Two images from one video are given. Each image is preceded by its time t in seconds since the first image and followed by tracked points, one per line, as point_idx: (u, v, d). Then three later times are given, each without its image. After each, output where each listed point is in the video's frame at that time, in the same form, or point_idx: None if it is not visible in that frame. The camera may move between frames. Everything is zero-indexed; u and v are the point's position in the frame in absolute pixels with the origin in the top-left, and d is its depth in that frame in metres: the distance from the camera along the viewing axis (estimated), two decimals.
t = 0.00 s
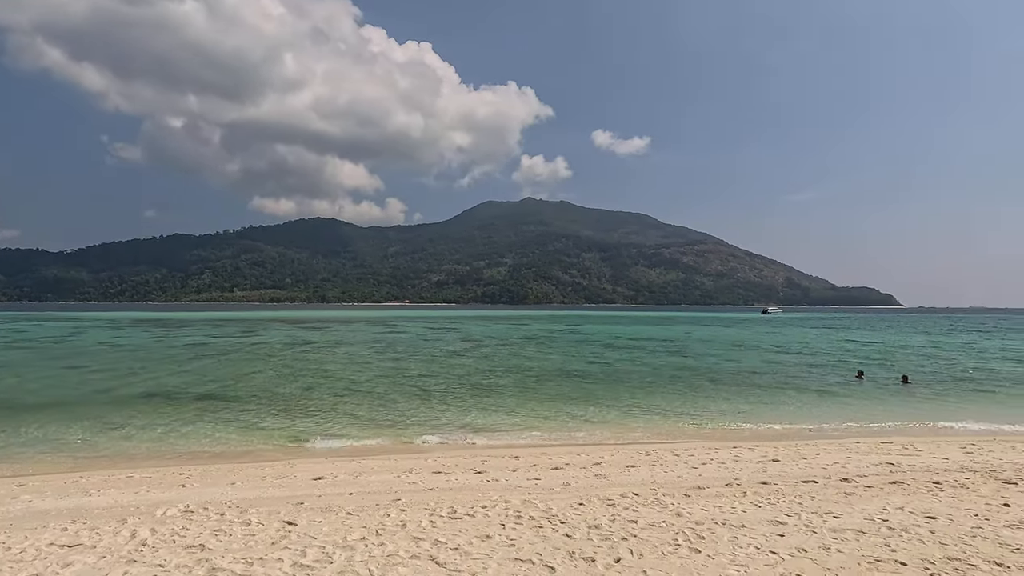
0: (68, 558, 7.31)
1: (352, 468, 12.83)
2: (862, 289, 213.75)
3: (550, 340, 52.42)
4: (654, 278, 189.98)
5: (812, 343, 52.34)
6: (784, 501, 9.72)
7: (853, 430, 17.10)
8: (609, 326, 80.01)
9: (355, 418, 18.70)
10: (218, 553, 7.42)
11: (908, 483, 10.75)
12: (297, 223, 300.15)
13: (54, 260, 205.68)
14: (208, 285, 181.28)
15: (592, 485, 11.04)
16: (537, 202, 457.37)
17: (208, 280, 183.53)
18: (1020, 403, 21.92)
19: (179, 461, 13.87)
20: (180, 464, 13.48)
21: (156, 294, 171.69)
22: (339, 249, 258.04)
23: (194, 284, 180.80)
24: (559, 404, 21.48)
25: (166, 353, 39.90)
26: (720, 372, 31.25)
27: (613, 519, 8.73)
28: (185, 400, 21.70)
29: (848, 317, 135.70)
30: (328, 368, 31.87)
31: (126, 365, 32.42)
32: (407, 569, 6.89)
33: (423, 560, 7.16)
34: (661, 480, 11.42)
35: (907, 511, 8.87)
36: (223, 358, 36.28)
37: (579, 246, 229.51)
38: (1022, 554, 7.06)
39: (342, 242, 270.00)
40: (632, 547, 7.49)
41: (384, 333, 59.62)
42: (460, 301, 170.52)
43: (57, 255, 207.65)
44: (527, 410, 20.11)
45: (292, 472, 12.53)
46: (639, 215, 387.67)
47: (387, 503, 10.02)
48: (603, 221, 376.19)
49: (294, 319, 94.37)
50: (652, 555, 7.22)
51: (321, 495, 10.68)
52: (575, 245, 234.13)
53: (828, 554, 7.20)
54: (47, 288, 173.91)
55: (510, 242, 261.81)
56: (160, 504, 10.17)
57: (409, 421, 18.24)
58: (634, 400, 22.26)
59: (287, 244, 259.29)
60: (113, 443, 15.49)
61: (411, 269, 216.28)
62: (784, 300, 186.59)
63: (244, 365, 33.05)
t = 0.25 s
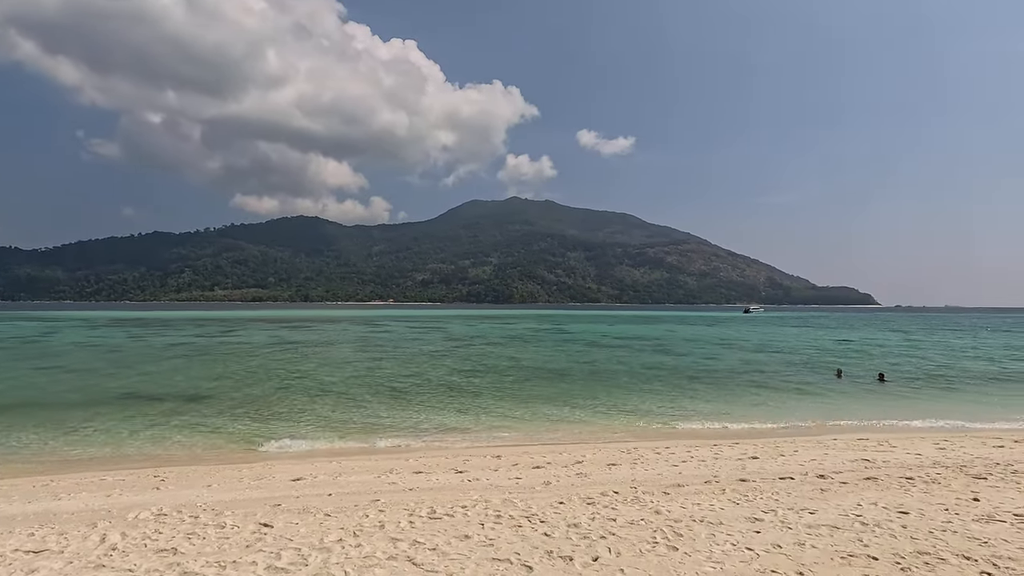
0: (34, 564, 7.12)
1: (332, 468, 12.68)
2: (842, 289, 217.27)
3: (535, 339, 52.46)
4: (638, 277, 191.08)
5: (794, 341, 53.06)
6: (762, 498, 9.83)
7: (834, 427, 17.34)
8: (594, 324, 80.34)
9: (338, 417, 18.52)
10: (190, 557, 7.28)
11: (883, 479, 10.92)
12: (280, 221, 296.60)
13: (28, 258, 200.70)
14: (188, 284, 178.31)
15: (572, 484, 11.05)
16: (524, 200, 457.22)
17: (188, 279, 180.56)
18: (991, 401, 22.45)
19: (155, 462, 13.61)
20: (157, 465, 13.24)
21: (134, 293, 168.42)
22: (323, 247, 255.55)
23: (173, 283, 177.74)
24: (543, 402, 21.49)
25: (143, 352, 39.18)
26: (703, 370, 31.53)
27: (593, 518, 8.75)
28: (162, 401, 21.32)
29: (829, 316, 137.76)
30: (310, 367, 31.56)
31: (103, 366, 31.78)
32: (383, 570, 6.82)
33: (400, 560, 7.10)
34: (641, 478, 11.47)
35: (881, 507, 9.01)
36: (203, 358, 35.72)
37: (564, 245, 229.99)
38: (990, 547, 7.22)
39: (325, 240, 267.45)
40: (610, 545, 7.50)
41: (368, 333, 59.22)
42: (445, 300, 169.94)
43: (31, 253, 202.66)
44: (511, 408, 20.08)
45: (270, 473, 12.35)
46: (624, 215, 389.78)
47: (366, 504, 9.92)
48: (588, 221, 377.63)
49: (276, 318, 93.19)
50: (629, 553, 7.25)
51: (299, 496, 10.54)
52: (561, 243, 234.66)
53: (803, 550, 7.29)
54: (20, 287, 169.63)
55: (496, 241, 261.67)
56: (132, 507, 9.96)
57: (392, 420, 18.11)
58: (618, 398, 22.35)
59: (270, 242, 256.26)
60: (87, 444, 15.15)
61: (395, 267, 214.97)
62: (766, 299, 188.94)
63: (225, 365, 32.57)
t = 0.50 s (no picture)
0: None
1: (312, 469, 12.52)
2: (822, 288, 220.82)
3: (520, 338, 52.50)
4: (623, 276, 192.22)
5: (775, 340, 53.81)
6: (740, 495, 9.91)
7: (813, 424, 17.60)
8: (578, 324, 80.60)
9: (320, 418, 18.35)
10: (162, 562, 7.13)
11: (858, 475, 11.09)
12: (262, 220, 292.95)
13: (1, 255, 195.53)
14: (169, 282, 175.26)
15: (553, 483, 11.05)
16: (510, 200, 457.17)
17: (168, 277, 177.49)
18: (965, 398, 22.97)
19: (131, 464, 13.34)
20: (132, 468, 12.97)
21: (112, 292, 165.06)
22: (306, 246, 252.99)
23: (153, 282, 174.56)
24: (526, 401, 21.50)
25: (121, 353, 38.43)
26: (685, 369, 31.82)
27: (572, 517, 8.76)
28: (139, 402, 20.91)
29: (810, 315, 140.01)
30: (292, 367, 31.22)
31: (78, 366, 31.10)
32: (359, 573, 6.74)
33: (377, 562, 7.02)
34: (622, 476, 11.51)
35: (856, 503, 9.14)
36: (182, 358, 35.14)
37: (549, 245, 230.50)
38: (959, 542, 7.36)
39: (309, 239, 264.81)
40: (589, 544, 7.50)
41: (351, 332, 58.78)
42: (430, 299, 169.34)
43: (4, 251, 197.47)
44: (494, 408, 20.05)
45: (248, 475, 12.16)
46: (609, 215, 391.87)
47: (345, 505, 9.81)
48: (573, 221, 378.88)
49: (258, 317, 91.95)
50: (607, 551, 7.26)
51: (276, 498, 10.38)
52: (547, 243, 235.01)
53: (778, 546, 7.36)
54: None
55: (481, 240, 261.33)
56: (104, 511, 9.73)
57: (375, 420, 18.01)
58: (602, 396, 22.44)
59: (252, 240, 253.02)
60: (60, 447, 14.80)
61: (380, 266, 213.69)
62: (749, 299, 191.31)
63: (205, 365, 32.08)
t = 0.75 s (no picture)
0: None
1: (291, 471, 12.37)
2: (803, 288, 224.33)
3: (504, 338, 52.52)
4: (608, 276, 193.24)
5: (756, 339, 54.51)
6: (719, 493, 10.01)
7: (792, 422, 17.85)
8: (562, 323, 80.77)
9: (301, 418, 18.16)
10: (132, 568, 6.97)
11: (835, 472, 11.25)
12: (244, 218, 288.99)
13: None
14: (148, 281, 172.08)
15: (534, 483, 11.05)
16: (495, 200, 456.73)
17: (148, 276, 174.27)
18: (940, 396, 23.44)
19: (104, 467, 13.05)
20: (106, 471, 12.69)
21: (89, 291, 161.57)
22: (289, 245, 250.23)
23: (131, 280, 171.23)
24: (509, 400, 21.49)
25: (97, 353, 37.64)
26: (667, 368, 32.10)
27: (552, 517, 8.76)
28: (114, 404, 20.48)
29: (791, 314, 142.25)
30: (273, 368, 30.84)
31: (52, 367, 30.37)
32: None
33: (354, 565, 6.95)
34: (603, 475, 11.54)
35: (831, 500, 9.27)
36: (160, 359, 34.51)
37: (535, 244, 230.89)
38: (930, 537, 7.51)
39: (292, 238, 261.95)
40: (568, 544, 7.50)
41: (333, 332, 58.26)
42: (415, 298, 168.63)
43: None
44: (477, 407, 20.00)
45: (226, 478, 11.96)
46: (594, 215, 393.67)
47: (323, 508, 9.70)
48: (558, 220, 379.90)
49: (239, 317, 90.62)
50: (586, 552, 7.27)
51: (253, 501, 10.23)
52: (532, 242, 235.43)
53: (754, 544, 7.43)
54: None
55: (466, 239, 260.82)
56: (74, 516, 9.49)
57: (357, 420, 17.88)
58: (585, 395, 22.51)
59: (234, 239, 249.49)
60: (32, 450, 14.45)
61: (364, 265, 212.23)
62: (731, 298, 193.59)
63: (183, 366, 31.56)
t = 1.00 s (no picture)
0: None
1: (269, 473, 12.20)
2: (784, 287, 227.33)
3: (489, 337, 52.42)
4: (593, 275, 193.89)
5: (738, 338, 55.04)
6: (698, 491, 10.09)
7: (773, 421, 18.02)
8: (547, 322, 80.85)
9: (282, 420, 17.91)
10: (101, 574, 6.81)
11: (812, 469, 11.40)
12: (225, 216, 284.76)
13: None
14: (126, 281, 168.72)
15: (515, 482, 11.04)
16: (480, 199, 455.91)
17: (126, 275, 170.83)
18: (918, 394, 23.81)
19: (78, 471, 12.76)
20: (80, 475, 12.41)
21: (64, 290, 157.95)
22: (272, 243, 247.03)
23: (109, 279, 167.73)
24: (493, 400, 21.44)
25: (72, 354, 36.83)
26: (651, 367, 32.27)
27: (532, 517, 8.75)
28: (89, 405, 20.04)
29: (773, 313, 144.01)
30: (254, 368, 30.40)
31: (25, 368, 29.64)
32: None
33: (331, 568, 6.88)
34: (584, 474, 11.56)
35: (807, 497, 9.39)
36: (137, 359, 33.83)
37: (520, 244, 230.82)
38: (901, 532, 7.64)
39: (274, 236, 258.68)
40: (546, 544, 7.50)
41: (316, 332, 57.66)
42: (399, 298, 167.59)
43: None
44: (460, 408, 19.89)
45: (203, 480, 11.76)
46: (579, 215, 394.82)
47: (302, 509, 9.58)
48: (543, 220, 380.22)
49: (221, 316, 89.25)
50: (565, 551, 7.28)
51: (230, 503, 10.07)
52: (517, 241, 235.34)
53: (731, 541, 7.50)
54: None
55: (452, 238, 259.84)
56: (43, 521, 9.25)
57: (339, 421, 17.68)
58: (570, 395, 22.52)
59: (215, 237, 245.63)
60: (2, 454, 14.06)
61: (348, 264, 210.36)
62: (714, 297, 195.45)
63: (161, 366, 30.99)
